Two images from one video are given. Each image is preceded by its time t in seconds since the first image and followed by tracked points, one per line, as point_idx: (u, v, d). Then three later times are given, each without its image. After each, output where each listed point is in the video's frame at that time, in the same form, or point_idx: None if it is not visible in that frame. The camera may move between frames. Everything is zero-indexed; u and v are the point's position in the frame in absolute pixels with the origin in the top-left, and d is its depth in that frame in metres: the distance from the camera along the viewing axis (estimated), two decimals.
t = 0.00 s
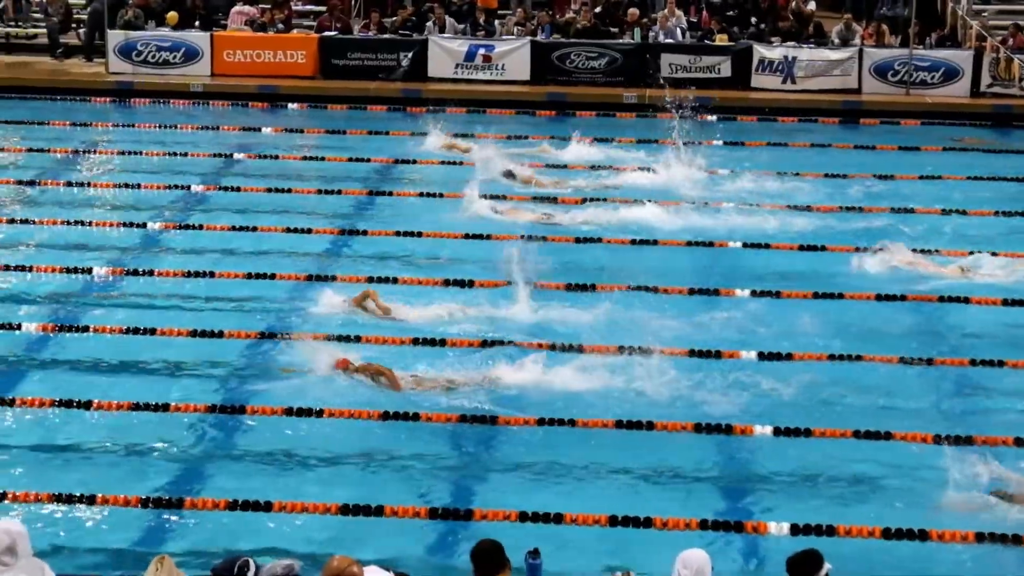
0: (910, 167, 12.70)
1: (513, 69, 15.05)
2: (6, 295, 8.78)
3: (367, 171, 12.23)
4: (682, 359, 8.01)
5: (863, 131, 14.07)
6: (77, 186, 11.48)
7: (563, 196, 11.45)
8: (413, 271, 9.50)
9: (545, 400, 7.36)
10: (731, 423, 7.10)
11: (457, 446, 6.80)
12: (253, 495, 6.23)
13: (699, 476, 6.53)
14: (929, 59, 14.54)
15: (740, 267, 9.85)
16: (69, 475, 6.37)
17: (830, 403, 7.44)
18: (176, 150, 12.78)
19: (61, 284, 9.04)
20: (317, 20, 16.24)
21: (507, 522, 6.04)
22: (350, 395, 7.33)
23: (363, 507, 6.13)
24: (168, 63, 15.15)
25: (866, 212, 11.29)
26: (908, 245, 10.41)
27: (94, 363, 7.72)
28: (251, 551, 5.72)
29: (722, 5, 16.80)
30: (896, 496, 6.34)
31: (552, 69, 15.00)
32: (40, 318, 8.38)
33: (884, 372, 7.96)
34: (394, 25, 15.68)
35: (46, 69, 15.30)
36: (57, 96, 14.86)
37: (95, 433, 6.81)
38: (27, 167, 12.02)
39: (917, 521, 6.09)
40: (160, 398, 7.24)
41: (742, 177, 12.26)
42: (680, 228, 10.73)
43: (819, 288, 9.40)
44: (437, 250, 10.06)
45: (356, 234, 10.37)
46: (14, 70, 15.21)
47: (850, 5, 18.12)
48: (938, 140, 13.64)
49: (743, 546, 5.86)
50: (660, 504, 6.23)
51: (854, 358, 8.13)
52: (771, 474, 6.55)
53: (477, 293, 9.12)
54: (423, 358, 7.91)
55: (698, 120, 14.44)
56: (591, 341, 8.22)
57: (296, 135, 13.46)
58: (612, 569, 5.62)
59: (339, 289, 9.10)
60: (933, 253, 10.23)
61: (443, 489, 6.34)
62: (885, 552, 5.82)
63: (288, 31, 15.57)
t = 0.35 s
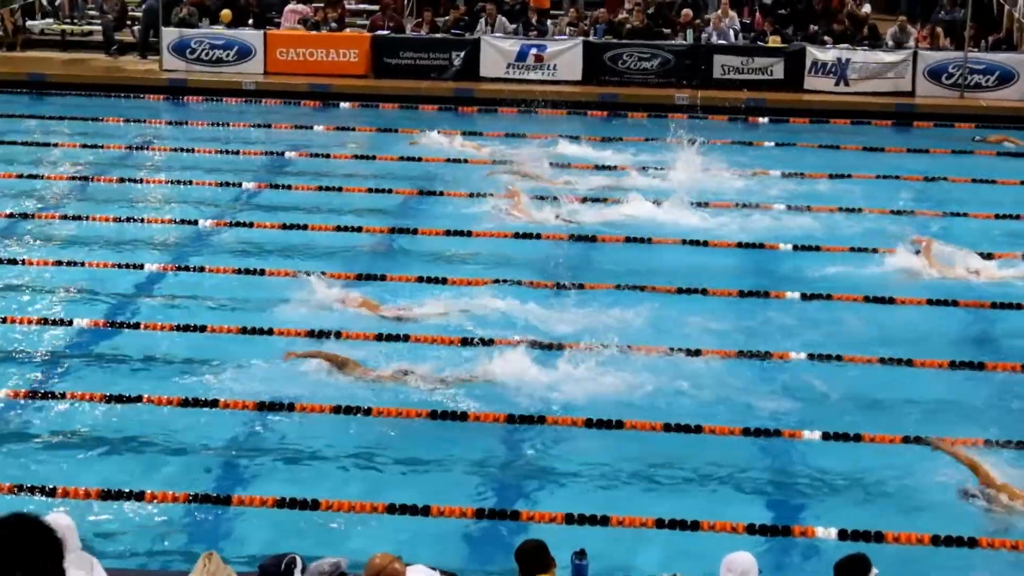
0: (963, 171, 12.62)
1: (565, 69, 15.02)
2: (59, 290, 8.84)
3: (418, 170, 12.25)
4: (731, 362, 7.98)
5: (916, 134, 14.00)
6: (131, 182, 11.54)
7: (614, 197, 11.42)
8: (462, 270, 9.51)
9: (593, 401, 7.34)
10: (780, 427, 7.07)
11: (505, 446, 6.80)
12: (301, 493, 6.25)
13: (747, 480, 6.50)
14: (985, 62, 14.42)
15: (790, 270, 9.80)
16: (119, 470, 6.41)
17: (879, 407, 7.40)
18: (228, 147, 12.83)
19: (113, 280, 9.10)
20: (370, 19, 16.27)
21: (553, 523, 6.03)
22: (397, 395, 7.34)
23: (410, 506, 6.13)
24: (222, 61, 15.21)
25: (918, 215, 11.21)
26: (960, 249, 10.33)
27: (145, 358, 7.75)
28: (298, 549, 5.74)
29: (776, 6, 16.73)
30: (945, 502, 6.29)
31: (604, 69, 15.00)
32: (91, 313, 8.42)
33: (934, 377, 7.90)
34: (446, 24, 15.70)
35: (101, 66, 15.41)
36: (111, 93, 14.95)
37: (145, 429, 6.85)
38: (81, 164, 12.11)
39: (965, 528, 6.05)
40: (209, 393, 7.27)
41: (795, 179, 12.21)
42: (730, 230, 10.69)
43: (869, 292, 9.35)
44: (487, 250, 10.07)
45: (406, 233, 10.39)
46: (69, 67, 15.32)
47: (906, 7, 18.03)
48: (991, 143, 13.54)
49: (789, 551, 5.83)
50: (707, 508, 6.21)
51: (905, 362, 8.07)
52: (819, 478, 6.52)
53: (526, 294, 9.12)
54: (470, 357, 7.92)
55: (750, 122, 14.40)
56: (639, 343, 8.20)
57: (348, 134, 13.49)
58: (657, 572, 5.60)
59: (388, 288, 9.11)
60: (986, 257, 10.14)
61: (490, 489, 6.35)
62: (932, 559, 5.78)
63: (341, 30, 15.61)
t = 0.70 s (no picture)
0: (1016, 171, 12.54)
1: (615, 69, 15.01)
2: (113, 289, 8.89)
3: (468, 170, 12.26)
4: (782, 363, 7.96)
5: (970, 134, 13.91)
6: (184, 182, 11.60)
7: (665, 198, 11.40)
8: (513, 271, 9.52)
9: (644, 402, 7.34)
10: (832, 429, 7.05)
11: (556, 447, 6.80)
12: (353, 492, 6.26)
13: (799, 480, 6.48)
14: None
15: (842, 269, 9.76)
16: (173, 468, 6.44)
17: (931, 408, 7.36)
18: (280, 147, 12.88)
19: (167, 279, 9.15)
20: (421, 20, 16.30)
21: (604, 522, 6.03)
22: (448, 395, 7.35)
23: (461, 506, 6.14)
24: (274, 61, 15.28)
25: (972, 216, 11.15)
26: (1014, 250, 10.26)
27: (199, 357, 7.79)
28: (350, 547, 5.75)
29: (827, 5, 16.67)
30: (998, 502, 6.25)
31: (655, 69, 14.98)
32: (145, 313, 8.47)
33: (987, 378, 7.86)
34: (497, 24, 15.71)
35: (153, 67, 15.49)
36: (164, 93, 15.03)
37: (198, 427, 6.88)
38: (134, 163, 12.18)
39: (1018, 531, 6.01)
40: (262, 392, 7.30)
41: (847, 181, 12.16)
42: (781, 230, 10.65)
43: (922, 292, 9.30)
44: (538, 250, 10.07)
45: (457, 233, 10.40)
46: (122, 67, 15.41)
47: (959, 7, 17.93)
48: None
49: (841, 552, 5.81)
50: (758, 508, 6.19)
51: (957, 363, 8.03)
52: (871, 479, 6.49)
53: (577, 294, 9.12)
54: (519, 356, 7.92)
55: (802, 123, 14.36)
56: (691, 344, 8.19)
57: (399, 134, 13.52)
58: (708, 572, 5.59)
59: (440, 289, 9.13)
60: None
61: (541, 489, 6.35)
62: (984, 562, 5.74)
63: (392, 30, 15.64)
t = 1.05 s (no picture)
0: None
1: (652, 70, 14.99)
2: (150, 288, 8.91)
3: (504, 168, 12.25)
4: (818, 366, 7.93)
5: (1008, 135, 13.82)
6: (220, 181, 11.64)
7: (701, 199, 11.40)
8: (548, 271, 9.52)
9: (680, 404, 7.32)
10: (868, 431, 7.02)
11: (591, 448, 6.79)
12: (388, 491, 6.27)
13: (834, 482, 6.45)
14: None
15: (878, 271, 9.73)
16: (208, 466, 6.45)
17: (969, 412, 7.32)
18: (316, 147, 12.90)
19: (204, 278, 9.18)
20: (458, 20, 16.31)
21: (638, 523, 6.02)
22: (483, 395, 7.34)
23: (495, 505, 6.13)
24: (311, 61, 15.32)
25: (1010, 218, 11.08)
26: None
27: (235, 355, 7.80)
28: (385, 546, 5.76)
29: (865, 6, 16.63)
30: None
31: (692, 70, 14.95)
32: (181, 311, 8.49)
33: None
34: (534, 25, 15.70)
35: (191, 66, 15.55)
36: (201, 93, 15.08)
37: (234, 427, 6.89)
38: (170, 162, 12.22)
39: None
40: (297, 391, 7.31)
41: (883, 182, 12.11)
42: (816, 231, 10.62)
43: (958, 295, 9.25)
44: (573, 251, 10.06)
45: (493, 233, 10.41)
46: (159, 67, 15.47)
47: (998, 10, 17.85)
48: None
49: (876, 555, 5.78)
50: (793, 511, 6.16)
51: (994, 366, 7.99)
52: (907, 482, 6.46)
53: (613, 294, 9.12)
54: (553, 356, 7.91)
55: (840, 124, 14.31)
56: (725, 345, 8.17)
57: (435, 134, 13.54)
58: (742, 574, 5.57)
59: (476, 288, 9.13)
60: None
61: (575, 489, 6.35)
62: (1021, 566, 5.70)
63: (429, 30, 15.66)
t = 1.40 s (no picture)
0: None
1: (690, 70, 14.98)
2: (189, 287, 8.95)
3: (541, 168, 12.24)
4: (856, 368, 7.91)
5: None
6: (259, 181, 11.67)
7: (737, 199, 11.40)
8: (586, 272, 9.51)
9: (717, 405, 7.31)
10: (907, 434, 6.99)
11: (629, 450, 6.78)
12: (425, 492, 6.28)
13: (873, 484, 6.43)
14: None
15: (917, 270, 9.68)
16: (246, 466, 6.47)
17: (1009, 415, 7.29)
18: (354, 147, 12.93)
19: (242, 277, 9.20)
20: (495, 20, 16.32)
21: (676, 526, 6.01)
22: (519, 396, 7.35)
23: (532, 507, 6.14)
24: (349, 61, 15.33)
25: None
26: None
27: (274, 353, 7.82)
28: (422, 547, 5.76)
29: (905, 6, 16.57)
30: None
31: (730, 70, 14.93)
32: (219, 310, 8.53)
33: None
34: (572, 25, 15.69)
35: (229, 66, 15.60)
36: (240, 93, 15.12)
37: (272, 427, 6.91)
38: (209, 162, 12.26)
39: None
40: (334, 392, 7.32)
41: (922, 183, 12.06)
42: (853, 232, 10.59)
43: (998, 297, 9.21)
44: (610, 252, 10.06)
45: (530, 234, 10.41)
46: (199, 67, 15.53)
47: None
48: None
49: (915, 559, 5.75)
50: (832, 514, 6.14)
51: None
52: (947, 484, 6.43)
53: (650, 295, 9.11)
54: (590, 358, 7.91)
55: (878, 125, 14.25)
56: (762, 346, 8.16)
57: (472, 133, 13.55)
58: None
59: (513, 289, 9.14)
60: None
61: (612, 490, 6.35)
62: None
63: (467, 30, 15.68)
